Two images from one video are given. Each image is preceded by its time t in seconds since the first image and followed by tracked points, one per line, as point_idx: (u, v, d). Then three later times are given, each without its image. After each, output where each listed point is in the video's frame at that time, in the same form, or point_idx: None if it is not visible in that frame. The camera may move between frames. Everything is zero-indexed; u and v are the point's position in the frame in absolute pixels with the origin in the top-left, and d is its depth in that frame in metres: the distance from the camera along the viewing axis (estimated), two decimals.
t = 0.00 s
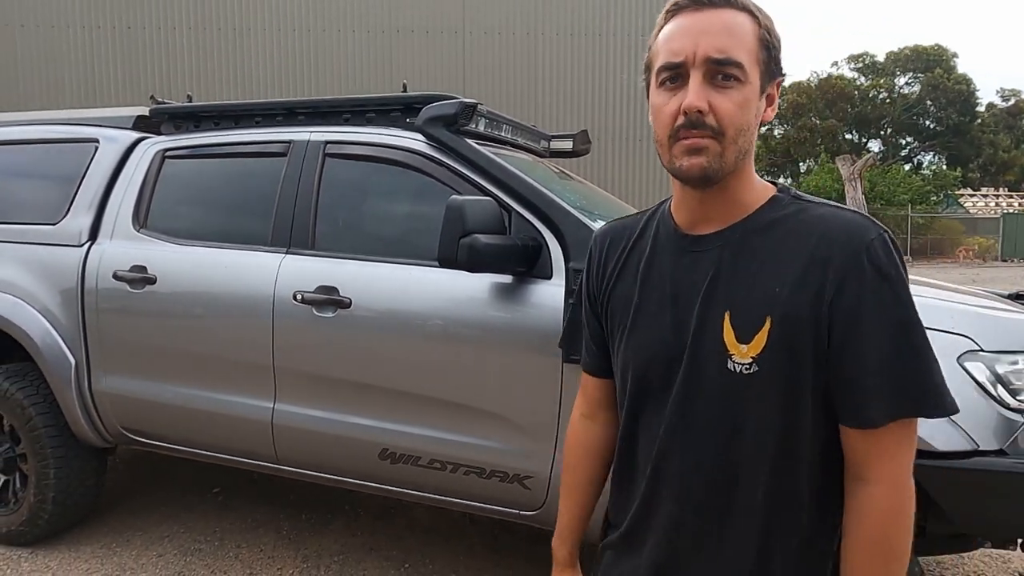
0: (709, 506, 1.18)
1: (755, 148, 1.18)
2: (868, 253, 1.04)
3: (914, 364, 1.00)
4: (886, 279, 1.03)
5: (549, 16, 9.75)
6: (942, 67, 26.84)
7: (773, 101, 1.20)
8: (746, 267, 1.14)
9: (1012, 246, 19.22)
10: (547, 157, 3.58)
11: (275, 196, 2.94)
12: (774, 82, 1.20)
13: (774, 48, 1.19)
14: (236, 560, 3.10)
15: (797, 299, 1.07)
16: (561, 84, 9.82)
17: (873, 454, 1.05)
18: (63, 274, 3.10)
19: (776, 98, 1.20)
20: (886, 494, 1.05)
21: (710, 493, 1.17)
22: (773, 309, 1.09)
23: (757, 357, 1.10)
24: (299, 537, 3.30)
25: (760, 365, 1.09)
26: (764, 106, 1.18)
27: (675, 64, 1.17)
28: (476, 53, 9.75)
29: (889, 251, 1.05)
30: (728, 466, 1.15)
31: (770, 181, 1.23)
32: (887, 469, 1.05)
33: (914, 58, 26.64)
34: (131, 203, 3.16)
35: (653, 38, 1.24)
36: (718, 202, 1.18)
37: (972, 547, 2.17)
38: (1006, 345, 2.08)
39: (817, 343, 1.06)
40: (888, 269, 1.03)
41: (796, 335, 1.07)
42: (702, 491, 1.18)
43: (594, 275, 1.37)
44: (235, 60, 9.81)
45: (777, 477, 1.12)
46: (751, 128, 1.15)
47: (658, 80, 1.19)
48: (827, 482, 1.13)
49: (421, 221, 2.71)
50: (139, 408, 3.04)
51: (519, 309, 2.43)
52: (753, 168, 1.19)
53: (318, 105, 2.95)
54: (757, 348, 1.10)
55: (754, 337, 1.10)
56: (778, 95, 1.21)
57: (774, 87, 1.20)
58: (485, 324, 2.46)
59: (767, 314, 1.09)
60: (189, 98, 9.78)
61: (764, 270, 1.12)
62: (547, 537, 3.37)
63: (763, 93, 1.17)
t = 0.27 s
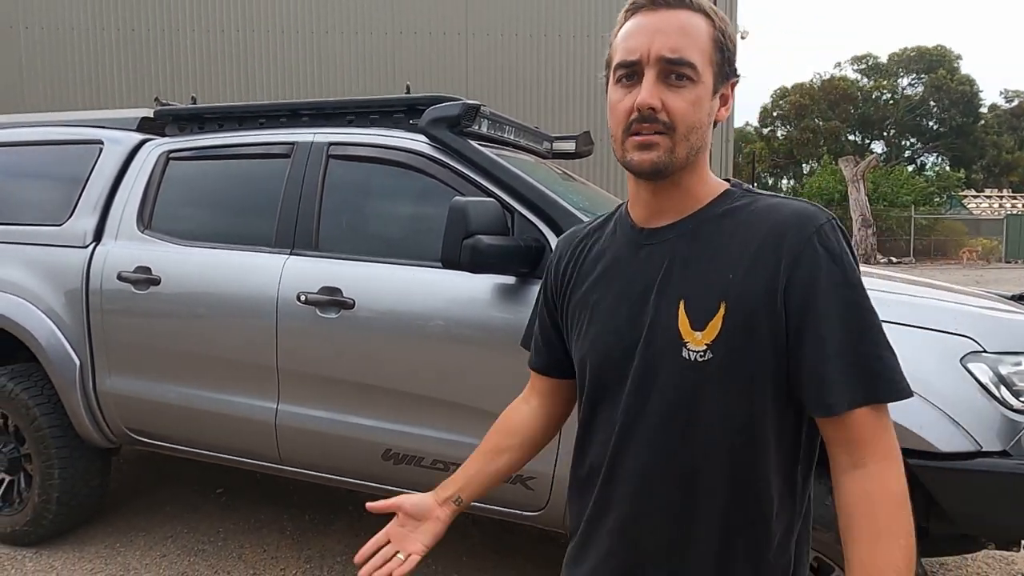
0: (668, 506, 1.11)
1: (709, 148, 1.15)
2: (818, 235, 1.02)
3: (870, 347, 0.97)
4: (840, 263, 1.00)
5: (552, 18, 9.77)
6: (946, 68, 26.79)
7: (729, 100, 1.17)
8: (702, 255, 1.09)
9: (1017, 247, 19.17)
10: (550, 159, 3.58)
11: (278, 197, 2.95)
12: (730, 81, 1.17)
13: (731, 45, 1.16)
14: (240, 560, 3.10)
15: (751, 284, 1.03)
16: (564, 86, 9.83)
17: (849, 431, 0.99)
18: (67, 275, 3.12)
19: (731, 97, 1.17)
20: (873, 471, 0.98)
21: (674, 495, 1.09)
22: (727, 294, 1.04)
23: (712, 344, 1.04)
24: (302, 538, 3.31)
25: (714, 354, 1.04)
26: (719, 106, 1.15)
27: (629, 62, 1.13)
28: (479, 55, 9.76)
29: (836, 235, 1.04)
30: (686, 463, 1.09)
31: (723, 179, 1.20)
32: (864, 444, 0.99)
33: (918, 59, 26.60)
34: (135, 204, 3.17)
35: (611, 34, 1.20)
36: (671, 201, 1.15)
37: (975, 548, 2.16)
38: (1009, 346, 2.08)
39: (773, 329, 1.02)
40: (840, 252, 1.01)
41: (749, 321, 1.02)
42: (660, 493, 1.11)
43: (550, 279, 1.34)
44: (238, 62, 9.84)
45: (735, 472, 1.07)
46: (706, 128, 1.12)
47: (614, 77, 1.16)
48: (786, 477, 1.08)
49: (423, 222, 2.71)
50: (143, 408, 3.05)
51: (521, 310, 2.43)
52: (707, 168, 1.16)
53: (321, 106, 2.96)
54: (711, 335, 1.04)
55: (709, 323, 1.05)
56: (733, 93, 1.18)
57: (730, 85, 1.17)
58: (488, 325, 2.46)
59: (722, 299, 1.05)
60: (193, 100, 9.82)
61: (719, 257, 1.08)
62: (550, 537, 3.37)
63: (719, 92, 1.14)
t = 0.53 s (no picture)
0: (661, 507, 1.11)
1: (704, 155, 1.15)
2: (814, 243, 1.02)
3: (873, 356, 0.96)
4: (837, 271, 1.00)
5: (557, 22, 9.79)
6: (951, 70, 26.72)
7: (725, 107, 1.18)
8: (696, 261, 1.10)
9: None
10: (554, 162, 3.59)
11: (284, 199, 2.97)
12: (726, 88, 1.17)
13: (728, 52, 1.16)
14: (245, 562, 3.11)
15: (744, 290, 1.04)
16: (568, 89, 9.84)
17: (866, 439, 0.95)
18: (74, 277, 3.14)
19: (727, 104, 1.18)
20: (904, 482, 0.93)
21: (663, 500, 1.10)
22: (720, 302, 1.05)
23: (704, 350, 1.05)
24: (307, 540, 3.32)
25: (705, 359, 1.05)
26: (714, 112, 1.15)
27: (623, 67, 1.14)
28: (483, 58, 9.79)
29: (836, 244, 1.04)
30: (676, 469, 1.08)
31: (719, 188, 1.20)
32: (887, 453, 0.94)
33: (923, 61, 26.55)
34: (142, 207, 3.19)
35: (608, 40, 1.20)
36: (668, 206, 1.15)
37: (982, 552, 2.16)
38: (1014, 349, 2.07)
39: (765, 337, 1.02)
40: (836, 260, 1.01)
41: (742, 326, 1.03)
42: (651, 497, 1.10)
43: (540, 282, 1.36)
44: (244, 66, 9.88)
45: (724, 478, 1.07)
46: (700, 135, 1.13)
47: (609, 82, 1.16)
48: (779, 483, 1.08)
49: (428, 225, 2.72)
50: (149, 410, 3.07)
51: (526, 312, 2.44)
52: (703, 175, 1.16)
53: (326, 110, 2.98)
54: (704, 341, 1.05)
55: (700, 329, 1.05)
56: (728, 101, 1.18)
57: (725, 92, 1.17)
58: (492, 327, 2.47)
59: (715, 305, 1.05)
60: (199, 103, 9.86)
61: (713, 263, 1.08)
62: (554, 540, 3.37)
63: (714, 98, 1.14)
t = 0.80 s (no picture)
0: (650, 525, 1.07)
1: (712, 156, 1.07)
2: (845, 274, 0.93)
3: (878, 405, 0.90)
4: (864, 307, 0.91)
5: (560, 27, 9.83)
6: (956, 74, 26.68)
7: (739, 95, 1.07)
8: (708, 276, 1.04)
9: None
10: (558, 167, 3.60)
11: (289, 205, 2.98)
12: (737, 73, 1.06)
13: (734, 34, 1.06)
14: (249, 566, 3.12)
15: (759, 314, 0.96)
16: (572, 94, 9.87)
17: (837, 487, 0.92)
18: (81, 282, 3.15)
19: (743, 92, 1.06)
20: (844, 527, 0.92)
21: (657, 518, 1.06)
22: (731, 322, 0.98)
23: (708, 371, 0.99)
24: (311, 544, 3.32)
25: (709, 380, 0.99)
26: (718, 106, 1.06)
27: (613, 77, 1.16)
28: (487, 63, 9.83)
29: (870, 273, 0.93)
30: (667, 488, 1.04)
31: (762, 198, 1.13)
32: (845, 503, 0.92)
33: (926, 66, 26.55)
34: (148, 212, 3.21)
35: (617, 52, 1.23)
36: (676, 209, 1.12)
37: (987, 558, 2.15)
38: (1018, 354, 2.07)
39: (777, 367, 0.95)
40: (869, 294, 0.92)
41: (754, 352, 0.96)
42: (643, 514, 1.07)
43: (574, 281, 1.34)
44: (249, 71, 9.94)
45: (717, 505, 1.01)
46: (695, 136, 1.07)
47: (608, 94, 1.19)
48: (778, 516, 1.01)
49: (433, 230, 2.74)
50: (154, 414, 3.08)
51: (530, 316, 2.45)
52: (715, 178, 1.09)
53: (332, 115, 3.00)
54: (710, 361, 0.99)
55: (708, 350, 0.99)
56: (746, 87, 1.06)
57: (736, 79, 1.06)
58: (496, 332, 2.48)
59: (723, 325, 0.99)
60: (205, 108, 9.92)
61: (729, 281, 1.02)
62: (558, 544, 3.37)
63: (713, 90, 1.06)
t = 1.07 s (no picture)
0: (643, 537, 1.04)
1: (719, 151, 1.01)
2: (833, 268, 0.81)
3: (854, 421, 0.77)
4: (851, 308, 0.78)
5: (556, 36, 9.90)
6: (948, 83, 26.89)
7: (739, 77, 0.98)
8: (731, 274, 0.95)
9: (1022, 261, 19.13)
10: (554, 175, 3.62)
11: (286, 213, 2.99)
12: (735, 55, 0.98)
13: (725, 16, 0.99)
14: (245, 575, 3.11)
15: (746, 315, 0.87)
16: (568, 102, 9.93)
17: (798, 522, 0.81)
18: (77, 290, 3.15)
19: (741, 73, 0.97)
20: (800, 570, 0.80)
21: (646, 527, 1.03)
22: (724, 324, 0.90)
23: (700, 375, 0.92)
24: (307, 552, 3.31)
25: (698, 385, 0.92)
26: (717, 96, 1.00)
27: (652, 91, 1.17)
28: (483, 72, 9.88)
29: (875, 267, 0.80)
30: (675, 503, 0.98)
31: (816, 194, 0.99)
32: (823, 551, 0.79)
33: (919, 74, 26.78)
34: (145, 220, 3.22)
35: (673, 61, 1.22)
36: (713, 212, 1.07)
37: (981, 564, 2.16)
38: (1010, 361, 2.09)
39: (759, 373, 0.86)
40: (863, 292, 0.79)
41: (740, 353, 0.87)
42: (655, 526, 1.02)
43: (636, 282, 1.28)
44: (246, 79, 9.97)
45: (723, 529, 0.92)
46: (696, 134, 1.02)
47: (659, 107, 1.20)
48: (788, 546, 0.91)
49: (429, 238, 2.75)
50: (150, 422, 3.08)
51: (526, 324, 2.46)
52: (729, 174, 1.02)
53: (329, 124, 3.01)
54: (703, 365, 0.92)
55: (703, 353, 0.92)
56: (743, 66, 0.97)
57: (733, 62, 0.99)
58: (492, 339, 2.49)
59: (718, 326, 0.91)
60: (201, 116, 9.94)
61: (734, 280, 0.93)
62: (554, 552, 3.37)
63: (709, 81, 1.01)
